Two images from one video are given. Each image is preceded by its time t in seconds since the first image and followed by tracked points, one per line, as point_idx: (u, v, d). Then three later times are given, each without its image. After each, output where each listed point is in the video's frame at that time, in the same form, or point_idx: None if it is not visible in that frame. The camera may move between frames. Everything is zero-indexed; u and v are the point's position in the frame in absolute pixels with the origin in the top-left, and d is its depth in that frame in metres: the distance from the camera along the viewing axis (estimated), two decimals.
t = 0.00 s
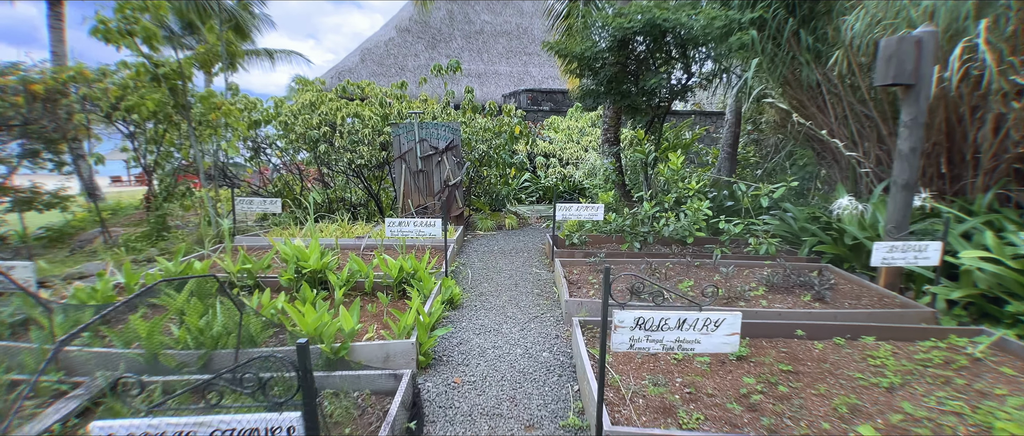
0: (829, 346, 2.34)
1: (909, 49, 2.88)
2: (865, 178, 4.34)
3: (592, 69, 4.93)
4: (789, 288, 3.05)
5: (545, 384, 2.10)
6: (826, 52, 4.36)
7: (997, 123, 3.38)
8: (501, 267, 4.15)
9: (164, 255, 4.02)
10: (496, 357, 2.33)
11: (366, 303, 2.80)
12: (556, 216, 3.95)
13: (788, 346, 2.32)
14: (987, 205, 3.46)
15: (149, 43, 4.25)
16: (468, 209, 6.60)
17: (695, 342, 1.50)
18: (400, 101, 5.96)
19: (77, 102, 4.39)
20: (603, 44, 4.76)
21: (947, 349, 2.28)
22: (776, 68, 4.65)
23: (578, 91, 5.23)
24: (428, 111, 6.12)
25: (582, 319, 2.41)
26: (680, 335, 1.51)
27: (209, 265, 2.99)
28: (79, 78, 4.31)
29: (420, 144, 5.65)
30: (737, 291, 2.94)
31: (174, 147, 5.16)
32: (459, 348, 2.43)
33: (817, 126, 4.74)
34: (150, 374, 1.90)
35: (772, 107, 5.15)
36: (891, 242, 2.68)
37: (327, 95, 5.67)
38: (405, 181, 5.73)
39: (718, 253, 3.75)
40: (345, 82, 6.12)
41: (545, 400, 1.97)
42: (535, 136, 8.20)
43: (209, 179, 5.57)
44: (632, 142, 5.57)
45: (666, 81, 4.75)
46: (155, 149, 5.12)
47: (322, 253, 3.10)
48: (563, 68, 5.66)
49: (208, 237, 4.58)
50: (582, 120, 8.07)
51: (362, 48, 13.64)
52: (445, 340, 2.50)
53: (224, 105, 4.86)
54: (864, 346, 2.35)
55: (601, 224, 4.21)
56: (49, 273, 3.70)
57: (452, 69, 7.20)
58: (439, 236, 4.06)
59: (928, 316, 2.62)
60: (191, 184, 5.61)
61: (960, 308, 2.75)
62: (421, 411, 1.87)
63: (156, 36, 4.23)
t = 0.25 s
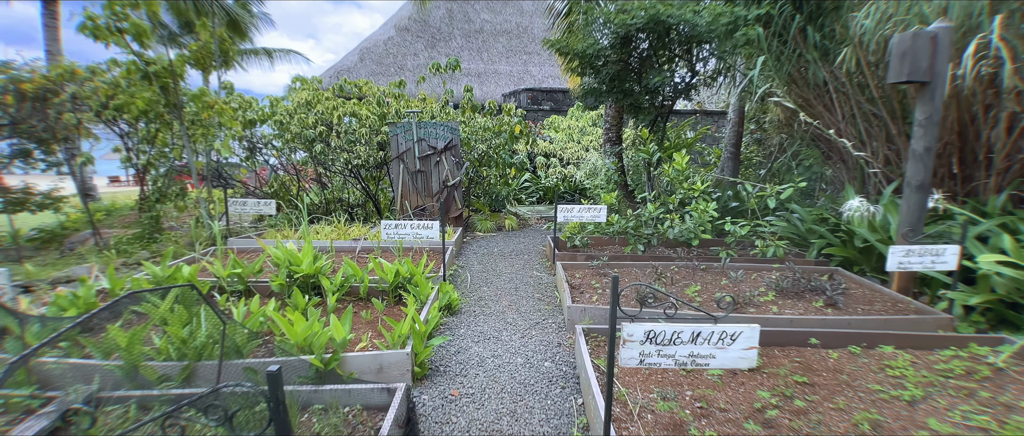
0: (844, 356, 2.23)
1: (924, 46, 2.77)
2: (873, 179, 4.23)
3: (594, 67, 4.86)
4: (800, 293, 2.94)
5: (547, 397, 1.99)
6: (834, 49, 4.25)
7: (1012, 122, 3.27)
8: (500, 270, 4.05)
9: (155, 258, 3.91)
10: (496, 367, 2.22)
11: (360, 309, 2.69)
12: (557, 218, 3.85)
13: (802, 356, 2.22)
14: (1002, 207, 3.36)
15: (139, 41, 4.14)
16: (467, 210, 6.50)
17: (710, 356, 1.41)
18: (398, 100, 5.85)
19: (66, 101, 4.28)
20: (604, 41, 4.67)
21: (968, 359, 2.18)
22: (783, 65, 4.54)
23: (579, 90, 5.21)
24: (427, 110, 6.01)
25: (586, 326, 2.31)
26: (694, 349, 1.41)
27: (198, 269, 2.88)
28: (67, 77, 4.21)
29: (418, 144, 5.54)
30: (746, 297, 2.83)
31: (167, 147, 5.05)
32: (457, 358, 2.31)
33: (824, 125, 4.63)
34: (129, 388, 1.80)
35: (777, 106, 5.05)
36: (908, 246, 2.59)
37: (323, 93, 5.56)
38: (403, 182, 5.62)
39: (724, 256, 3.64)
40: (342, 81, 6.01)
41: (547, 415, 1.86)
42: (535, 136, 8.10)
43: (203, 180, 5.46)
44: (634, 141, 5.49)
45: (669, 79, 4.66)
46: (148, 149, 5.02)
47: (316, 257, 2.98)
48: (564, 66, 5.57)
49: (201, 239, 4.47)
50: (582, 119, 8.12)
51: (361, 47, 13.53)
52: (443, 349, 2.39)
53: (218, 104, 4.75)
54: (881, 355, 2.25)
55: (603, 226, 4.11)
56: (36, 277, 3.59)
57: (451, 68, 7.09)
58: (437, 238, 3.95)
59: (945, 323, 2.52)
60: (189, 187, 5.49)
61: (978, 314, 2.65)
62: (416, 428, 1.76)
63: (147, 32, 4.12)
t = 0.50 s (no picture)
0: (864, 366, 2.12)
1: (943, 42, 2.66)
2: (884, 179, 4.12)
3: (597, 65, 4.77)
4: (813, 299, 2.83)
5: (552, 412, 1.87)
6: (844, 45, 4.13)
7: None
8: (501, 273, 3.93)
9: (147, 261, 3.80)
10: (498, 379, 2.11)
11: (355, 316, 2.58)
12: (561, 220, 3.75)
13: (819, 367, 2.11)
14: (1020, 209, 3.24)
15: (130, 37, 4.03)
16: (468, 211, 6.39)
17: (732, 374, 1.33)
18: (397, 98, 5.73)
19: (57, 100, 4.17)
20: (608, 38, 4.57)
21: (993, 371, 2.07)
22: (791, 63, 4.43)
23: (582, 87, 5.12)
24: (426, 109, 5.89)
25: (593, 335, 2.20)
26: (714, 365, 1.33)
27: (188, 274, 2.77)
28: (57, 74, 4.09)
29: (417, 143, 5.43)
30: (757, 303, 2.72)
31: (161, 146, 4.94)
32: (456, 368, 2.20)
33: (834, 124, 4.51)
34: (106, 405, 1.68)
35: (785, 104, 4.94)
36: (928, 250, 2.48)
37: (320, 92, 5.44)
38: (402, 182, 5.51)
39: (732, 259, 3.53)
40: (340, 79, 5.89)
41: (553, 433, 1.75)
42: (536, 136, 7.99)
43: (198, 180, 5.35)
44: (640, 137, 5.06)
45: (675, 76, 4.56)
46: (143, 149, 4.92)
47: (310, 262, 2.87)
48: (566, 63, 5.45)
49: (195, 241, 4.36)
50: (583, 118, 8.11)
51: (361, 46, 13.42)
52: (442, 359, 2.28)
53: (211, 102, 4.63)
54: (902, 366, 2.14)
55: (608, 228, 4.00)
56: (23, 280, 3.48)
57: (451, 66, 6.97)
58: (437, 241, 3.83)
59: (966, 331, 2.40)
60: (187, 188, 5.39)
61: (1000, 321, 2.53)
62: None
63: (137, 28, 4.00)
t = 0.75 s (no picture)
0: (891, 380, 2.00)
1: (969, 36, 2.52)
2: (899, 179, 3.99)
3: (602, 62, 4.65)
4: (832, 305, 2.70)
5: (561, 431, 1.75)
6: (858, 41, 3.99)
7: None
8: (503, 276, 3.80)
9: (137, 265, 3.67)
10: (502, 394, 1.99)
11: (351, 325, 2.45)
12: (566, 222, 3.62)
13: (845, 381, 1.98)
14: None
15: (120, 32, 3.90)
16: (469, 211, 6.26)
17: (766, 398, 1.31)
18: (397, 97, 5.60)
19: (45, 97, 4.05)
20: (614, 33, 4.46)
21: None
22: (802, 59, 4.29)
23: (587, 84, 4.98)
24: (426, 107, 5.76)
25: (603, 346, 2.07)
26: (746, 389, 1.30)
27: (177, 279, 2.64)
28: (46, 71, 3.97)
29: (417, 143, 5.29)
30: (774, 310, 2.59)
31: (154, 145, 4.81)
32: (458, 382, 2.08)
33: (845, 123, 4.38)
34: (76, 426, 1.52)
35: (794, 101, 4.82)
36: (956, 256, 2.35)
37: (318, 90, 5.31)
38: (401, 182, 5.39)
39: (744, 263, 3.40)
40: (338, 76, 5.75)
41: None
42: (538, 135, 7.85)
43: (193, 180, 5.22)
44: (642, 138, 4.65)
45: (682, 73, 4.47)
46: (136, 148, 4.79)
47: (304, 267, 2.74)
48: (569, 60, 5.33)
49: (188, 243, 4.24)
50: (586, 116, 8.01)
51: (360, 44, 13.28)
52: (442, 371, 2.15)
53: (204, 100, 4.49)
54: (932, 379, 2.01)
55: (613, 230, 3.87)
56: (8, 284, 3.35)
57: (451, 64, 6.84)
58: (437, 243, 3.70)
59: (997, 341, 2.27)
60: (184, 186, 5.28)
61: None
62: None
63: (127, 23, 3.87)
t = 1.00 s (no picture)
0: (921, 397, 1.88)
1: (998, 31, 2.39)
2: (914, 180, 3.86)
3: (607, 59, 4.52)
4: (852, 313, 2.57)
5: None
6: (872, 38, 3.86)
7: None
8: (506, 280, 3.68)
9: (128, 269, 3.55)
10: (507, 411, 1.87)
11: (347, 335, 2.33)
12: (570, 225, 3.50)
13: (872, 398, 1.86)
14: None
15: (109, 28, 3.77)
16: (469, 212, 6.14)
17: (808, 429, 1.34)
18: (396, 95, 5.48)
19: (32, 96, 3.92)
20: (619, 30, 4.31)
21: None
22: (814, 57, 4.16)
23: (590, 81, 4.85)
24: (426, 105, 5.63)
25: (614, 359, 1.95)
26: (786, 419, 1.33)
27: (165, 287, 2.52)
28: (34, 68, 3.84)
29: (417, 142, 5.16)
30: (791, 319, 2.47)
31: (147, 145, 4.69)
32: (460, 397, 1.96)
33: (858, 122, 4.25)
34: None
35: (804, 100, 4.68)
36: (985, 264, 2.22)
37: (314, 88, 5.18)
38: (400, 182, 5.27)
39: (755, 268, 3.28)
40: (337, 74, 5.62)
41: None
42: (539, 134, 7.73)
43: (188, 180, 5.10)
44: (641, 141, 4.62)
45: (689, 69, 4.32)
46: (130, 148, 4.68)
47: (298, 273, 2.62)
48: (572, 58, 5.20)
49: (181, 246, 4.11)
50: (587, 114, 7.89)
51: (359, 42, 13.14)
52: (444, 385, 2.03)
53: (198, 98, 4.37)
54: (964, 396, 1.89)
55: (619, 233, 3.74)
56: None
57: (451, 62, 6.71)
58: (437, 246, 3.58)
59: None
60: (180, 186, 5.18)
61: None
62: None
63: (117, 18, 3.75)
